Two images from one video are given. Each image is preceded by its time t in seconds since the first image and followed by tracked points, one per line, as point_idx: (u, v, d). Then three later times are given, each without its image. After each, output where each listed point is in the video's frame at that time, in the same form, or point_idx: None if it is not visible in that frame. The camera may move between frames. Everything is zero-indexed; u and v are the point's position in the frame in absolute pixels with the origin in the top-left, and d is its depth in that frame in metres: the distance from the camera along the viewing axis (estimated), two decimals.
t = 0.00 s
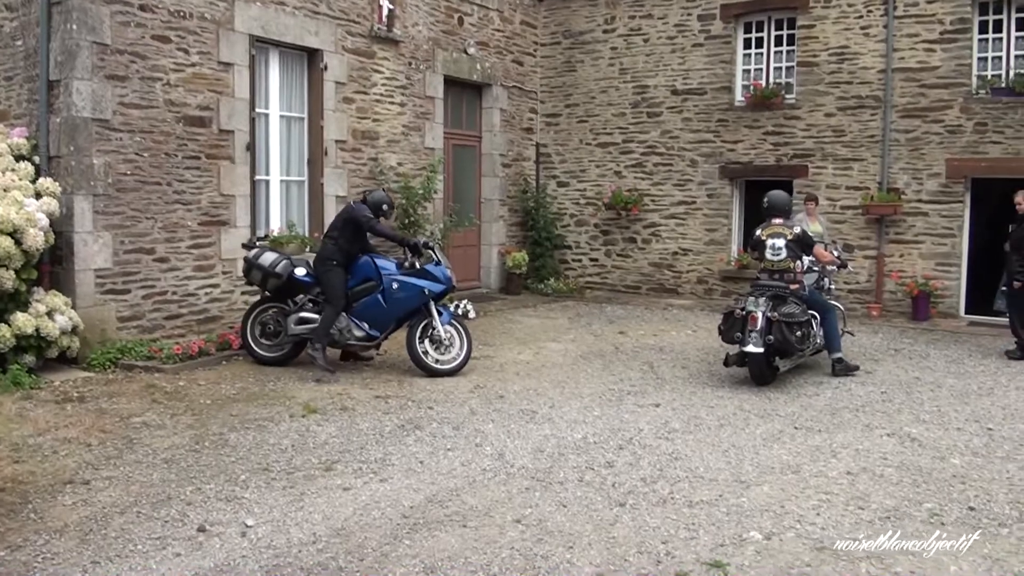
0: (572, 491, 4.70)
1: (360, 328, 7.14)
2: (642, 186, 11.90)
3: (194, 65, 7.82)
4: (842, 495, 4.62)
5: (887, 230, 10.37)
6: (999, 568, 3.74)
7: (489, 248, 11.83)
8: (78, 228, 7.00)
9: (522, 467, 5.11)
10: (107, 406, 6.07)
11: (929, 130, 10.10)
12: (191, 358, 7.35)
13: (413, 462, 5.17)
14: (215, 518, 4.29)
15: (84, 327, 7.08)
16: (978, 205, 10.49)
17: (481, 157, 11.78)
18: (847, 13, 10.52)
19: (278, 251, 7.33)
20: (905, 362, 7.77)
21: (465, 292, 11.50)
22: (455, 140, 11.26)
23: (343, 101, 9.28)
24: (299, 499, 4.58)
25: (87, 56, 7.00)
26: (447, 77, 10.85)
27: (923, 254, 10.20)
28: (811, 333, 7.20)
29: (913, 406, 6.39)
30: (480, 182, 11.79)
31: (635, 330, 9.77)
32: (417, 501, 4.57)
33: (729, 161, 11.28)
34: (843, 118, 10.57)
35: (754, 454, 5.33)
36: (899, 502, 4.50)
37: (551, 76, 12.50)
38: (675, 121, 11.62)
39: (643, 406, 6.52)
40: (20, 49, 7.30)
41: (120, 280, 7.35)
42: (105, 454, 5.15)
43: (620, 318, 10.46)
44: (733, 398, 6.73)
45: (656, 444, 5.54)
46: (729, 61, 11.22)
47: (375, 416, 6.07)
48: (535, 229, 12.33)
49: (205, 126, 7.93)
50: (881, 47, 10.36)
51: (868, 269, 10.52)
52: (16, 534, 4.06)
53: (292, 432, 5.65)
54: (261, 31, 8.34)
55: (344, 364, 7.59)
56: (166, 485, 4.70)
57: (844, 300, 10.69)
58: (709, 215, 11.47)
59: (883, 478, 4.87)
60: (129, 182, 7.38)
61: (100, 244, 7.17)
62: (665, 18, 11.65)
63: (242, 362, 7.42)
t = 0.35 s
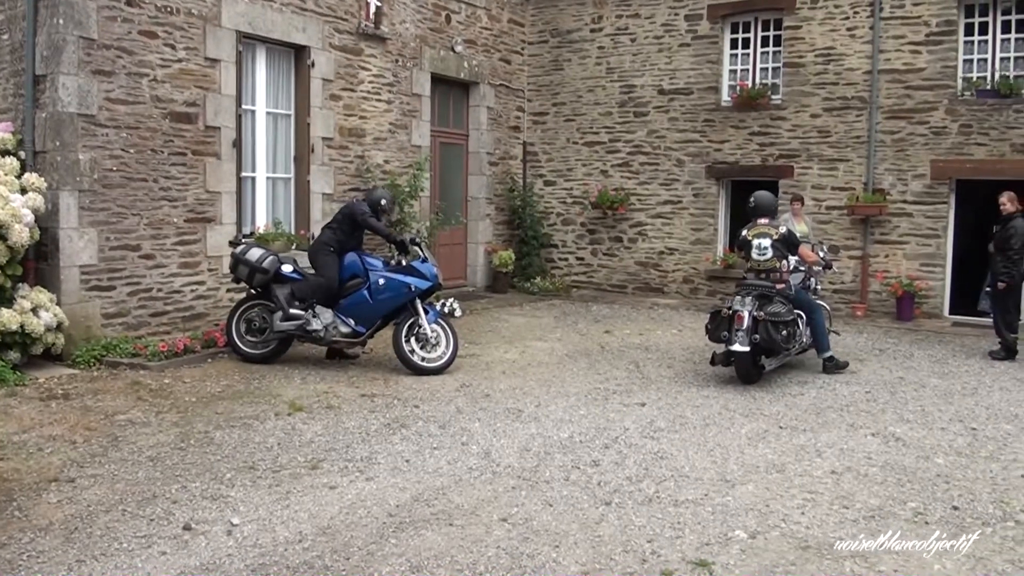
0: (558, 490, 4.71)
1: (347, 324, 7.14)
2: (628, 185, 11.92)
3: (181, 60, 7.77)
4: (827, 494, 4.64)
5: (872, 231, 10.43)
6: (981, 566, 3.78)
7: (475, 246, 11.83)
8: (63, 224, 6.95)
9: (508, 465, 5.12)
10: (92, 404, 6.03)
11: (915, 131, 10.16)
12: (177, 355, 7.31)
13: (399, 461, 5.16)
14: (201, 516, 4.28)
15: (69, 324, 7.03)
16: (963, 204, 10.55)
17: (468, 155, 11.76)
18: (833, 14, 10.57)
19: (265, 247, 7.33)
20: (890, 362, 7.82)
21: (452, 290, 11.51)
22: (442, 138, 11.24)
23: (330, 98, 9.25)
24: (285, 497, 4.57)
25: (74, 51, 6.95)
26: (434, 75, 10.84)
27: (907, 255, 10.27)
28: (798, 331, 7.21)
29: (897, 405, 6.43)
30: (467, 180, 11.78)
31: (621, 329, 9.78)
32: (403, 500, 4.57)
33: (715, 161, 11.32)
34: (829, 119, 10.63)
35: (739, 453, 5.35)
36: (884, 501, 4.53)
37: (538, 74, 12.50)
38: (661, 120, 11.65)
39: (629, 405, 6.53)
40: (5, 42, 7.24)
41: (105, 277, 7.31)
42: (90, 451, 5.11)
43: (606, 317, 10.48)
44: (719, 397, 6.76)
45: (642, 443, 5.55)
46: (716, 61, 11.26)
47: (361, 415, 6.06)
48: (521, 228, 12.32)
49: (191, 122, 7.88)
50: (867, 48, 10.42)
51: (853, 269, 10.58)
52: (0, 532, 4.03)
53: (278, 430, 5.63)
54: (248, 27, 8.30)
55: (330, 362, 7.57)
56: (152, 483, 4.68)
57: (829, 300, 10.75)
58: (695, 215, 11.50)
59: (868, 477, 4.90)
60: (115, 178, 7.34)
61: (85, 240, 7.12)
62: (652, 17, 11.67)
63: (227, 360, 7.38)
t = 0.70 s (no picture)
0: (548, 497, 4.71)
1: (337, 331, 7.14)
2: (618, 193, 11.95)
3: (172, 66, 7.76)
4: (817, 501, 4.66)
5: (861, 240, 10.48)
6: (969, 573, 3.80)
7: (465, 253, 11.84)
8: (53, 230, 6.93)
9: (499, 472, 5.11)
10: (81, 410, 6.00)
11: (903, 141, 10.23)
12: (166, 361, 7.29)
13: (389, 468, 5.15)
14: (191, 523, 4.26)
15: (58, 329, 7.00)
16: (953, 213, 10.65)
17: (459, 163, 11.78)
18: (823, 24, 10.64)
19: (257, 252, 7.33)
20: (879, 370, 7.86)
21: (442, 297, 11.50)
22: (433, 145, 11.25)
23: (321, 104, 9.25)
24: (274, 504, 4.55)
25: (65, 56, 6.93)
26: (425, 82, 10.85)
27: (896, 264, 10.32)
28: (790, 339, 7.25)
29: (886, 413, 6.46)
30: (458, 187, 11.79)
31: (611, 336, 9.80)
32: (393, 507, 4.56)
33: (705, 170, 11.36)
34: (818, 128, 10.68)
35: (729, 461, 5.36)
36: (873, 508, 4.55)
37: (529, 82, 12.53)
38: (651, 128, 11.69)
39: (619, 412, 6.54)
40: None
41: (94, 283, 7.28)
42: (79, 458, 5.09)
43: (596, 324, 10.49)
44: (709, 404, 6.78)
45: (632, 451, 5.56)
46: (706, 70, 11.31)
47: (351, 421, 6.05)
48: (512, 235, 12.33)
49: (182, 128, 7.87)
50: (856, 58, 10.49)
51: (842, 278, 10.63)
52: None
53: (268, 437, 5.62)
54: (239, 33, 8.30)
55: (320, 369, 7.55)
56: (141, 489, 4.65)
57: (818, 308, 10.79)
58: (684, 223, 11.54)
59: (857, 484, 4.92)
60: (105, 183, 7.31)
61: (75, 246, 7.09)
62: (642, 26, 11.72)
63: (217, 366, 7.36)
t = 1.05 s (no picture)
0: (545, 497, 4.71)
1: (332, 330, 7.14)
2: (614, 193, 11.96)
3: (168, 65, 7.75)
4: (813, 502, 4.66)
5: (858, 240, 10.50)
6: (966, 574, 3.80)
7: (462, 253, 11.83)
8: (49, 229, 6.91)
9: (495, 472, 5.11)
10: (77, 410, 5.98)
11: (900, 142, 10.25)
12: (162, 361, 7.27)
13: (385, 468, 5.15)
14: (186, 523, 4.25)
15: (54, 329, 6.98)
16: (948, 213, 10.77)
17: (455, 162, 11.77)
18: (819, 25, 10.65)
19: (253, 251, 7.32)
20: (875, 370, 7.87)
21: (439, 297, 11.50)
22: (429, 145, 11.25)
23: (317, 104, 9.24)
24: (270, 504, 4.55)
25: (61, 55, 6.92)
26: (422, 82, 10.84)
27: (892, 264, 10.34)
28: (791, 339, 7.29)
29: (882, 414, 6.47)
30: (454, 187, 11.79)
31: (607, 337, 9.80)
32: (389, 507, 4.55)
33: (701, 170, 11.37)
34: (815, 129, 10.69)
35: (725, 461, 5.36)
36: (870, 508, 4.55)
37: (526, 82, 12.52)
38: (648, 129, 11.70)
39: (616, 412, 6.54)
40: None
41: (90, 282, 7.26)
42: (75, 458, 5.08)
43: (592, 325, 10.49)
44: (705, 405, 6.78)
45: (628, 451, 5.56)
46: (703, 71, 11.31)
47: (347, 421, 6.04)
48: (508, 235, 12.32)
49: (178, 127, 7.85)
50: (853, 59, 10.50)
51: (838, 278, 10.64)
52: None
53: (264, 437, 5.61)
54: (236, 33, 8.29)
55: (316, 369, 7.54)
56: (137, 489, 4.64)
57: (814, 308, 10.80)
58: (681, 224, 11.55)
59: (853, 485, 4.93)
60: (101, 182, 7.30)
61: (71, 245, 7.08)
62: (639, 27, 11.73)
63: (214, 366, 7.35)
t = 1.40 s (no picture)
0: (538, 495, 4.71)
1: (326, 329, 7.14)
2: (607, 192, 11.96)
3: (160, 64, 7.73)
4: (805, 499, 4.68)
5: (850, 238, 10.52)
6: (959, 571, 3.82)
7: (455, 252, 11.83)
8: (40, 229, 6.89)
9: (488, 471, 5.11)
10: (69, 409, 5.97)
11: (893, 140, 10.27)
12: (154, 361, 7.26)
13: (378, 467, 5.15)
14: (179, 523, 4.25)
15: (46, 329, 6.96)
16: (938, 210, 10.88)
17: (448, 161, 11.76)
18: (812, 23, 10.66)
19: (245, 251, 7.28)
20: (868, 368, 7.89)
21: (431, 296, 11.49)
22: (422, 143, 11.24)
23: (310, 103, 9.22)
24: (263, 504, 4.54)
25: (53, 53, 6.89)
26: (414, 80, 10.83)
27: (885, 262, 10.36)
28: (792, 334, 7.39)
29: (874, 411, 6.49)
30: (447, 186, 11.78)
31: (600, 335, 9.81)
32: (381, 506, 4.55)
33: (695, 168, 11.37)
34: (807, 127, 10.71)
35: (718, 459, 5.37)
36: (862, 505, 4.57)
37: (518, 81, 12.52)
38: (640, 127, 11.71)
39: (608, 411, 6.55)
40: None
41: (82, 282, 7.24)
42: (67, 458, 5.06)
43: (585, 323, 10.50)
44: (698, 403, 6.79)
45: (621, 449, 5.57)
46: (695, 69, 11.32)
47: (340, 420, 6.04)
48: (501, 234, 12.31)
49: (170, 126, 7.83)
50: (845, 57, 10.52)
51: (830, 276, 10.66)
52: None
53: (256, 437, 5.60)
54: (227, 31, 8.26)
55: (308, 368, 7.54)
56: (129, 489, 4.63)
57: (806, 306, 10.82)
58: (673, 222, 11.56)
59: (846, 482, 4.94)
60: (93, 181, 7.28)
61: (63, 245, 7.06)
62: (631, 25, 11.74)
63: (206, 366, 7.33)
